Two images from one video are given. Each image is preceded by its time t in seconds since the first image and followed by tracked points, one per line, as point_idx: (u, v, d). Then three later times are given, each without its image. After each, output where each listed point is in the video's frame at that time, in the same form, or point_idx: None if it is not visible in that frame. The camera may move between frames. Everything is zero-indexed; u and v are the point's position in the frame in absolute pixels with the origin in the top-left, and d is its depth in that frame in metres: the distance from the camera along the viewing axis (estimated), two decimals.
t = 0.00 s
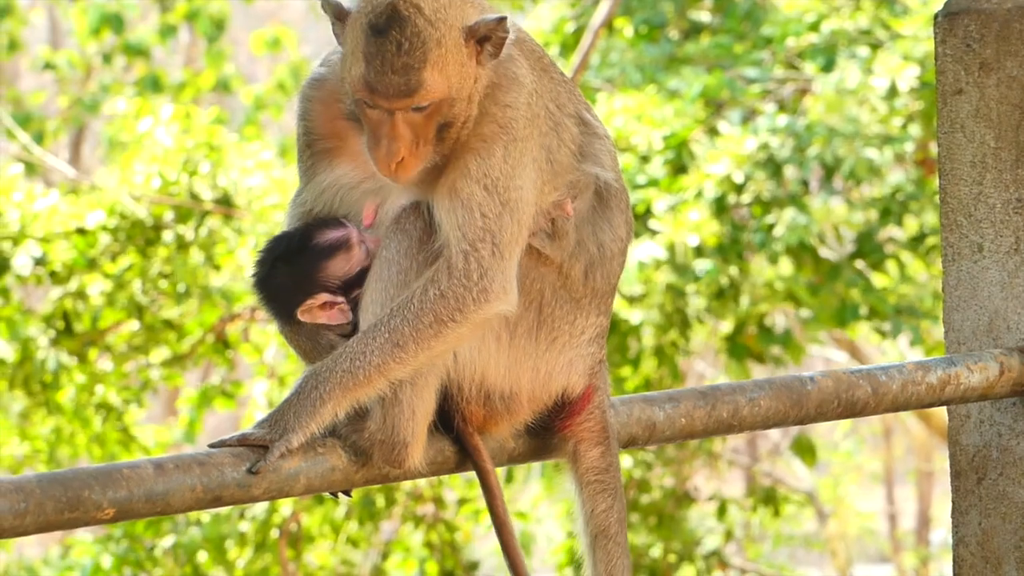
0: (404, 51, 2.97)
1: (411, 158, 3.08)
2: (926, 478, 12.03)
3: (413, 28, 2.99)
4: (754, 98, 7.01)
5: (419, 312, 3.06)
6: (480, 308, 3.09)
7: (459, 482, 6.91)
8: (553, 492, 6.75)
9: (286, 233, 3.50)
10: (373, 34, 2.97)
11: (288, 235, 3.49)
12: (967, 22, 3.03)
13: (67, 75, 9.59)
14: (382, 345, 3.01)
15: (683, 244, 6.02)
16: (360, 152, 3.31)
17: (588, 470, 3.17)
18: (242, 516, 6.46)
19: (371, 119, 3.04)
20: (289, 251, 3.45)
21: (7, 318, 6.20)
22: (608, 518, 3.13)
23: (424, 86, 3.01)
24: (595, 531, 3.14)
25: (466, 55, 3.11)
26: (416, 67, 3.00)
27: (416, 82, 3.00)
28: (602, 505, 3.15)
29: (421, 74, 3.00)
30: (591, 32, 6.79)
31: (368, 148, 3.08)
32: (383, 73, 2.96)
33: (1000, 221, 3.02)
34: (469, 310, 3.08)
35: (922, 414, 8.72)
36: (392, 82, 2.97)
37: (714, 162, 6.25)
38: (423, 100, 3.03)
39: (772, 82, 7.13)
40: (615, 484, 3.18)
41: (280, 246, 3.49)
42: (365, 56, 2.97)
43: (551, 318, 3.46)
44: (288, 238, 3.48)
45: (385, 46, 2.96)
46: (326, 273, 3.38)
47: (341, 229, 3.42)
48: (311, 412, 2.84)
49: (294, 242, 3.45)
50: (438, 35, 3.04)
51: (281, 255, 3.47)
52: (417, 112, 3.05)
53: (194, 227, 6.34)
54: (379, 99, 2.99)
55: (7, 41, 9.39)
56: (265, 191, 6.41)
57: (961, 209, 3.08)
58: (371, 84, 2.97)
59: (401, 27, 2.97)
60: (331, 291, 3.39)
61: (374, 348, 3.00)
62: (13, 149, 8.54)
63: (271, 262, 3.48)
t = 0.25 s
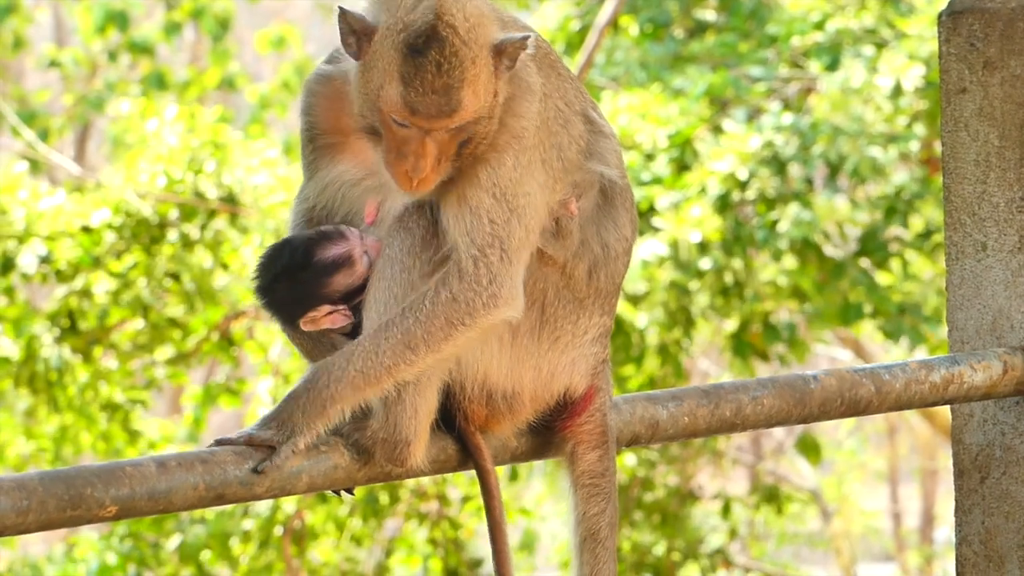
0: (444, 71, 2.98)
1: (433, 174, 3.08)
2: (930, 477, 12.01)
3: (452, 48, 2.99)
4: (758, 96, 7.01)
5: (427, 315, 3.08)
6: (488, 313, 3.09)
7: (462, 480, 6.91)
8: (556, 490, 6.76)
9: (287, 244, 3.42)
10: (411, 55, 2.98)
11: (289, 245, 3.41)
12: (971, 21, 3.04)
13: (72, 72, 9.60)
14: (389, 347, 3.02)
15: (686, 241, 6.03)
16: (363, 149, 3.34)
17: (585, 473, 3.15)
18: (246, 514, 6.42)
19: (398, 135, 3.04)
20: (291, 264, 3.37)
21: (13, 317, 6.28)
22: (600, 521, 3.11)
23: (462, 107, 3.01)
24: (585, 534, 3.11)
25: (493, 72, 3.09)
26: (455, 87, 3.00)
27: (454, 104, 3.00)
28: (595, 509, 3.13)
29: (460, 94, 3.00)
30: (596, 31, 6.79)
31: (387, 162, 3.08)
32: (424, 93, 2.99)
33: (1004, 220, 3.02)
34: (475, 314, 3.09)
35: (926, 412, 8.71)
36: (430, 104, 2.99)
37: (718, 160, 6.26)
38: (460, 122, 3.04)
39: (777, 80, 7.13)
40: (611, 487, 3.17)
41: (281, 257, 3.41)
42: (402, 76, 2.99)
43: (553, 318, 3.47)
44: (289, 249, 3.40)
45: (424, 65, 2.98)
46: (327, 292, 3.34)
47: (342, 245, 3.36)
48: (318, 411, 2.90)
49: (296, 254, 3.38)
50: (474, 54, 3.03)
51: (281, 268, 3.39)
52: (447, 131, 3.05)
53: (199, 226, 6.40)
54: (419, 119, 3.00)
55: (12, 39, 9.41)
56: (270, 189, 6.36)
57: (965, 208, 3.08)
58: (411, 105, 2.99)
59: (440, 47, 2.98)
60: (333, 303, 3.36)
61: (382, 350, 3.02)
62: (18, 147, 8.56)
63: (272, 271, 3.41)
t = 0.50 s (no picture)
0: (466, 108, 2.91)
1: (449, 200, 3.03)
2: (934, 476, 12.01)
3: (473, 83, 2.91)
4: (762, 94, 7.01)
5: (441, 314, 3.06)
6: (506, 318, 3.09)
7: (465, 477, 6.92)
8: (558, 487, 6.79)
9: (268, 252, 3.43)
10: (431, 91, 2.91)
11: (269, 254, 3.42)
12: (974, 19, 3.03)
13: (75, 70, 9.61)
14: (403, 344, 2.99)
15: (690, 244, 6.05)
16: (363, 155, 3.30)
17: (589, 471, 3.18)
18: (249, 512, 6.48)
19: (416, 169, 2.95)
20: (272, 273, 3.38)
21: (16, 316, 6.27)
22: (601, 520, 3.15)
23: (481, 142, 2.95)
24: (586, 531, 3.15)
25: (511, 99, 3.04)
26: (476, 122, 2.93)
27: (476, 138, 2.93)
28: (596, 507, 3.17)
29: (481, 128, 2.94)
30: (600, 28, 6.79)
31: (403, 192, 2.98)
32: (446, 130, 2.91)
33: (1007, 218, 3.02)
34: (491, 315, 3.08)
35: (930, 411, 8.71)
36: (452, 140, 2.92)
37: (721, 159, 6.25)
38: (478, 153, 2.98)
39: (780, 78, 7.13)
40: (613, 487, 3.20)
41: (265, 268, 3.43)
42: (424, 114, 2.91)
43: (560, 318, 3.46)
44: (270, 257, 3.41)
45: (446, 103, 2.90)
46: (313, 289, 3.32)
47: (318, 240, 3.33)
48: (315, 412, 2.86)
49: (275, 261, 3.39)
50: (493, 87, 2.96)
51: (264, 279, 3.40)
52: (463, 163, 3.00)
53: (204, 226, 6.47)
54: (440, 156, 2.93)
55: (15, 37, 9.42)
56: (275, 191, 6.38)
57: (968, 206, 3.08)
58: (434, 142, 2.92)
59: (462, 83, 2.91)
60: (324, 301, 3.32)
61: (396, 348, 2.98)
62: (21, 144, 8.56)
63: (258, 285, 3.42)
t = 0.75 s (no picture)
0: (480, 106, 2.93)
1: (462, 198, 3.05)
2: (935, 473, 12.01)
3: (484, 81, 2.95)
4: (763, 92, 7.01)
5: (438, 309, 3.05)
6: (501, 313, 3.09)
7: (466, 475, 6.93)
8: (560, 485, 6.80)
9: (275, 252, 3.40)
10: (444, 93, 2.95)
11: (275, 254, 3.40)
12: (977, 16, 3.03)
13: (76, 68, 9.61)
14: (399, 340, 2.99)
15: (696, 249, 6.18)
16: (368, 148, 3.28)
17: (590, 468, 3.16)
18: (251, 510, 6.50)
19: (433, 169, 2.98)
20: (278, 275, 3.36)
21: (18, 315, 6.27)
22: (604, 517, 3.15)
23: (496, 139, 2.98)
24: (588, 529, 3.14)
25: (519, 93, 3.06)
26: (490, 119, 2.95)
27: (491, 138, 2.96)
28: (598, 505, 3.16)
29: (495, 125, 2.96)
30: (601, 26, 6.79)
31: (419, 193, 3.01)
32: (460, 130, 2.94)
33: (1009, 216, 3.02)
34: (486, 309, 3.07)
35: (931, 408, 8.71)
36: (468, 140, 2.94)
37: (724, 160, 6.27)
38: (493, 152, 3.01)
39: (782, 76, 7.13)
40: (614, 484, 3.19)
41: (270, 268, 3.40)
42: (439, 116, 2.94)
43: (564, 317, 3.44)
44: (276, 259, 3.38)
45: (460, 102, 2.94)
46: (319, 293, 3.31)
47: (325, 246, 3.29)
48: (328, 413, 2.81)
49: (281, 263, 3.36)
50: (504, 83, 2.99)
51: (270, 280, 3.37)
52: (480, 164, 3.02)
53: (206, 225, 6.48)
54: (456, 156, 2.96)
55: (16, 34, 9.41)
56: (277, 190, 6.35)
57: (970, 204, 3.07)
58: (450, 144, 2.94)
59: (474, 82, 2.94)
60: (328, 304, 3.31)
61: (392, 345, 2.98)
62: (22, 142, 8.56)
63: (263, 284, 3.40)
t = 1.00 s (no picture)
0: (481, 98, 2.95)
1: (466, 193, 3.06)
2: (936, 471, 12.00)
3: (485, 73, 2.96)
4: (763, 90, 7.01)
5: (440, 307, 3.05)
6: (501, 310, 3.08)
7: (468, 473, 6.93)
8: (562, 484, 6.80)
9: (279, 259, 3.33)
10: (445, 85, 2.97)
11: (281, 261, 3.33)
12: (976, 13, 3.02)
13: (76, 69, 9.61)
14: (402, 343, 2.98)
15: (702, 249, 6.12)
16: (368, 146, 3.30)
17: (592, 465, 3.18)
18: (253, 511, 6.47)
19: (433, 163, 2.99)
20: (282, 282, 3.29)
21: (20, 314, 6.28)
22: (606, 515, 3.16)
23: (498, 131, 2.99)
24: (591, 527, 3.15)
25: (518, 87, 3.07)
26: (491, 112, 2.97)
27: (492, 129, 2.97)
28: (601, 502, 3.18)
29: (496, 118, 2.98)
30: (601, 25, 6.79)
31: (418, 187, 3.02)
32: (461, 122, 2.96)
33: (1009, 212, 3.02)
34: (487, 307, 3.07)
35: (932, 405, 8.71)
36: (469, 132, 2.96)
37: (724, 158, 6.26)
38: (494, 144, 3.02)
39: (782, 74, 7.13)
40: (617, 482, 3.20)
41: (272, 275, 3.33)
42: (441, 108, 2.96)
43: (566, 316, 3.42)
44: (281, 265, 3.32)
45: (462, 94, 2.95)
46: (324, 301, 3.25)
47: (335, 258, 3.24)
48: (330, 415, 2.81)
49: (287, 271, 3.30)
50: (504, 76, 3.01)
51: (273, 286, 3.31)
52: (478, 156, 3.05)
53: (205, 224, 6.49)
54: (458, 149, 2.97)
55: (16, 35, 9.42)
56: (275, 188, 6.31)
57: (970, 200, 3.07)
58: (452, 136, 2.96)
59: (475, 74, 2.95)
60: (332, 309, 3.28)
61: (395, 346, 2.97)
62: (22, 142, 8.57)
63: (265, 289, 3.33)
